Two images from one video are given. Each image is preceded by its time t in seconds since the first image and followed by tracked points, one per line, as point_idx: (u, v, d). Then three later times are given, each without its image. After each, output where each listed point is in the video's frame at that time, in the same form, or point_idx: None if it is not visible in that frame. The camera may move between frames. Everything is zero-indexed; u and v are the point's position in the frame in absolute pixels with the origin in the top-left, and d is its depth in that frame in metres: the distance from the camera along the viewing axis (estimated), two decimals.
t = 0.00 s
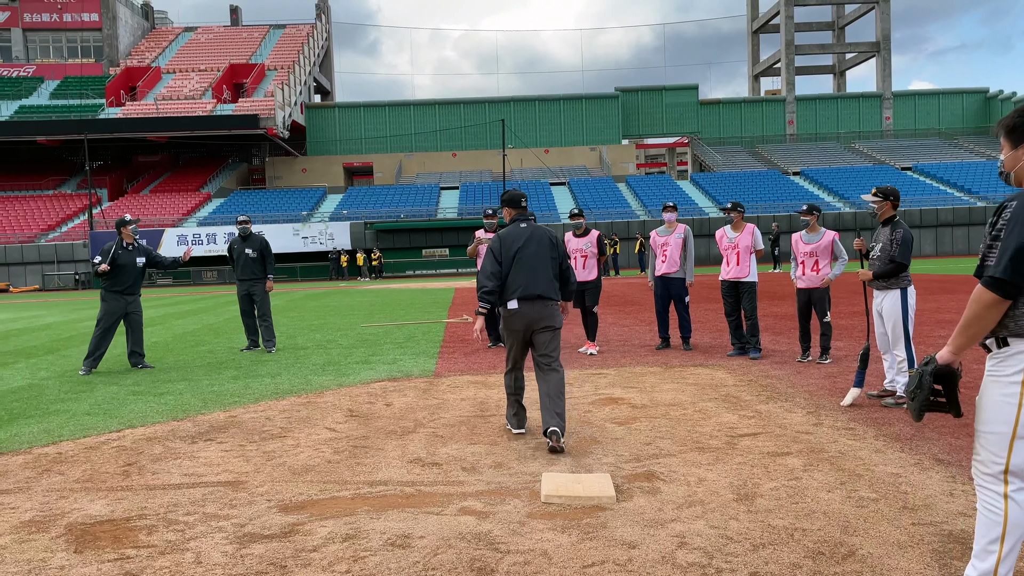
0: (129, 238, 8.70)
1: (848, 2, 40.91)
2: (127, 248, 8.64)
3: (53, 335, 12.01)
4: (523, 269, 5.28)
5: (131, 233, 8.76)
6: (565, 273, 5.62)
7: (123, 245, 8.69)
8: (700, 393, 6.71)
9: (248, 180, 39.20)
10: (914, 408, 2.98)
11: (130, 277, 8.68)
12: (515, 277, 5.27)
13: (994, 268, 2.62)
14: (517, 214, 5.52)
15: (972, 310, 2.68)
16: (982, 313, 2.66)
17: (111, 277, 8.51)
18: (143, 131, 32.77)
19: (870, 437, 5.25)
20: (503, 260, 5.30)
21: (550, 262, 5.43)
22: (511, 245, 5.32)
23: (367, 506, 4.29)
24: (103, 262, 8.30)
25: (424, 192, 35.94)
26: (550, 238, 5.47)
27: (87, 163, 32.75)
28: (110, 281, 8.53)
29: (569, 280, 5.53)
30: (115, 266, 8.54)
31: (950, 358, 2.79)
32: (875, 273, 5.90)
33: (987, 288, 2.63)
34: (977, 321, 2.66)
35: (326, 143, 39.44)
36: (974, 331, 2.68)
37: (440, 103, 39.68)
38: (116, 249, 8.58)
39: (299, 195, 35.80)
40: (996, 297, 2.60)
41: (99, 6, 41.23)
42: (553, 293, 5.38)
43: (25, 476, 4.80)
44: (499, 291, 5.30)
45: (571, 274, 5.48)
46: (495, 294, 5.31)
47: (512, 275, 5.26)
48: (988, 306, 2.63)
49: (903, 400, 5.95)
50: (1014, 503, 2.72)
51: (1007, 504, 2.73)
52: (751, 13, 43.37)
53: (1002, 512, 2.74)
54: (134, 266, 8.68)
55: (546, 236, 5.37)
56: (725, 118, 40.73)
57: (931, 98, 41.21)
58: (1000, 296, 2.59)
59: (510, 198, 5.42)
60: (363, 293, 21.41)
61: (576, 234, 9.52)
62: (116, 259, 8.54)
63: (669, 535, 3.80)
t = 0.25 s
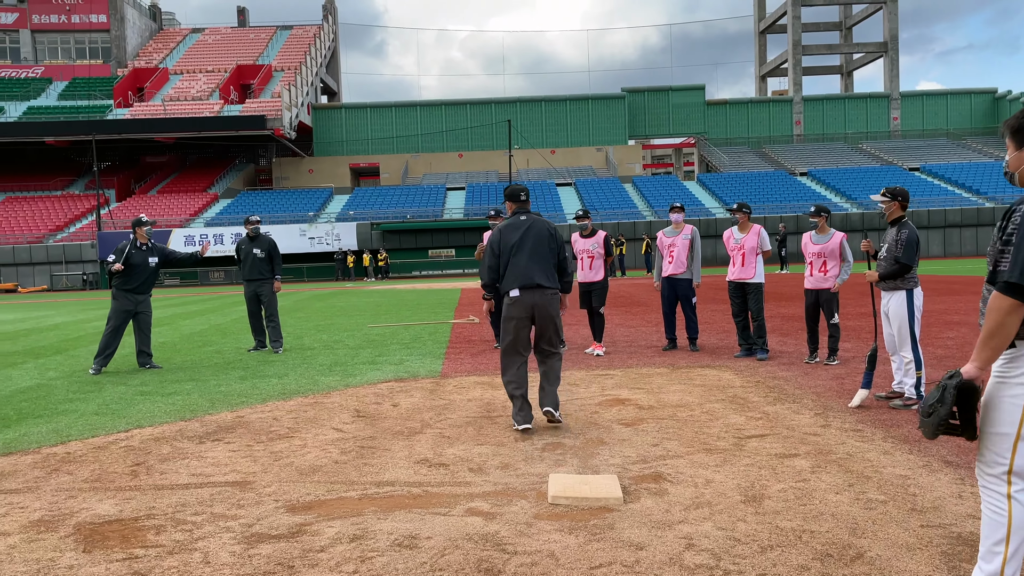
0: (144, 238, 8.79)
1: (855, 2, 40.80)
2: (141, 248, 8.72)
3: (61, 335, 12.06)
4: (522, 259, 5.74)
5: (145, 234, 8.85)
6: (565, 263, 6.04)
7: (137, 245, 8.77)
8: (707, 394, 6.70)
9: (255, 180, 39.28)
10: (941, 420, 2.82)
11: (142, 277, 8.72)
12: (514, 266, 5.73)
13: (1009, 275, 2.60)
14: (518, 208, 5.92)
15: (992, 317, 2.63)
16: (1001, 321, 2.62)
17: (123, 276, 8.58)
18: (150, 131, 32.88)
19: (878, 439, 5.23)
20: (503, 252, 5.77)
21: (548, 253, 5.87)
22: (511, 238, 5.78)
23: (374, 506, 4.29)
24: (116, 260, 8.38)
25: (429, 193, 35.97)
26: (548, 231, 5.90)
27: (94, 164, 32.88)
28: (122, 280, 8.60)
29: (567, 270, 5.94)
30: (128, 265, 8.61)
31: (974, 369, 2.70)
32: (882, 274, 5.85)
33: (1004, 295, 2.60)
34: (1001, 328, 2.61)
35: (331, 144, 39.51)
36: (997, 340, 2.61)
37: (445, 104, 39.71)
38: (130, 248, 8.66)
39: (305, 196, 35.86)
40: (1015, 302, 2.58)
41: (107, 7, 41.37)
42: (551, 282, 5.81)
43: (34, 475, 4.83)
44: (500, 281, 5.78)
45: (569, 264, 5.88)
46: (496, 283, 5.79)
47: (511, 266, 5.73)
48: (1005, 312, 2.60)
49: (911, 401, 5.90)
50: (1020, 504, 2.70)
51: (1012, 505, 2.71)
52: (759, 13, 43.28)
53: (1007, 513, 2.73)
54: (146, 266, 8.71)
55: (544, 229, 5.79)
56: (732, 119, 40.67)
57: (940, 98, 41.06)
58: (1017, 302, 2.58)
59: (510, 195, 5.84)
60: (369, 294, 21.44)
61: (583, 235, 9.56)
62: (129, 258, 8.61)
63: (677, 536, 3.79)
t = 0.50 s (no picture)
0: (147, 239, 8.82)
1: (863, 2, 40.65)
2: (144, 248, 8.75)
3: (69, 335, 12.11)
4: (527, 264, 5.87)
5: (148, 235, 8.87)
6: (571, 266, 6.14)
7: (142, 246, 8.80)
8: (713, 395, 6.68)
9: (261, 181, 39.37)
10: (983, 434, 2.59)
11: (147, 278, 8.73)
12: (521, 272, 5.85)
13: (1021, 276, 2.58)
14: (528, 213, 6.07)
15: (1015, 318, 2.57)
16: None
17: (128, 276, 8.60)
18: (158, 132, 33.03)
19: (885, 441, 5.21)
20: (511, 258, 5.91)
21: (553, 258, 5.97)
22: (518, 243, 5.93)
23: (379, 508, 4.29)
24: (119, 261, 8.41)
25: (435, 193, 36.01)
26: (555, 236, 6.00)
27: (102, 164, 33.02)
28: (127, 281, 8.62)
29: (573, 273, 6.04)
30: (132, 267, 8.63)
31: None
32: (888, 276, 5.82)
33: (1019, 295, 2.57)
34: None
35: (338, 145, 39.57)
36: None
37: (452, 104, 39.74)
38: (134, 249, 8.69)
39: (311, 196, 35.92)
40: None
41: (114, 8, 41.54)
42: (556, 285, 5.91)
43: (42, 475, 4.85)
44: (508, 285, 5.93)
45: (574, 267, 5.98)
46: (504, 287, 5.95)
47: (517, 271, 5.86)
48: None
49: (919, 403, 5.88)
50: None
51: None
52: (766, 13, 43.14)
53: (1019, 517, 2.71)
54: (149, 267, 8.72)
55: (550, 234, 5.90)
56: (739, 119, 40.58)
57: (948, 99, 40.91)
58: None
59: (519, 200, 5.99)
60: (375, 295, 21.48)
61: (590, 236, 9.56)
62: (132, 259, 8.63)
63: (683, 539, 3.78)
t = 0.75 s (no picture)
0: (138, 242, 8.84)
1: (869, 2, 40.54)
2: (136, 250, 8.76)
3: (77, 335, 12.17)
4: (536, 262, 6.16)
5: (139, 237, 8.88)
6: (580, 264, 6.39)
7: (134, 247, 8.80)
8: (719, 396, 6.66)
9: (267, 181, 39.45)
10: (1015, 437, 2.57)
11: (142, 279, 8.75)
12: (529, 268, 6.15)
13: None
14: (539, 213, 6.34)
15: None
16: None
17: (122, 279, 8.62)
18: (165, 133, 33.18)
19: (892, 442, 5.19)
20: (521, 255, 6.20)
21: (561, 255, 6.23)
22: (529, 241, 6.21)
23: (385, 508, 4.29)
24: (112, 264, 8.42)
25: (440, 194, 36.04)
26: (563, 234, 6.26)
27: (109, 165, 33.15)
28: (122, 284, 8.64)
29: (581, 271, 6.28)
30: (125, 269, 8.64)
31: None
32: (896, 276, 5.78)
33: None
34: None
35: (343, 145, 39.64)
36: None
37: (457, 105, 39.78)
38: (126, 252, 8.70)
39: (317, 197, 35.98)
40: None
41: (121, 10, 41.71)
42: (564, 282, 6.17)
43: (49, 475, 4.86)
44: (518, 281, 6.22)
45: (581, 265, 6.22)
46: (514, 283, 6.27)
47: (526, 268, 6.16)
48: None
49: (925, 404, 5.86)
50: None
51: None
52: (772, 13, 43.05)
53: None
54: (143, 269, 8.73)
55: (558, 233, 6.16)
56: (745, 120, 40.51)
57: (955, 99, 40.76)
58: None
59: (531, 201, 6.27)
60: (381, 295, 21.52)
61: (597, 236, 9.60)
62: (125, 262, 8.64)
63: (689, 540, 3.77)
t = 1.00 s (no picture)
0: (126, 242, 8.92)
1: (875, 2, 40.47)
2: (125, 250, 8.84)
3: (83, 335, 12.21)
4: (543, 263, 6.42)
5: (127, 237, 8.95)
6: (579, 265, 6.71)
7: (121, 248, 8.88)
8: (724, 396, 6.66)
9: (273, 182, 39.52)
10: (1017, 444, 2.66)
11: (132, 279, 8.83)
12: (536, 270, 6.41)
13: None
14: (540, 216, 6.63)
15: None
16: None
17: (113, 279, 8.69)
18: (172, 133, 33.29)
19: (898, 442, 5.17)
20: (527, 258, 6.44)
21: (565, 256, 6.53)
22: (534, 244, 6.47)
23: (390, 508, 4.29)
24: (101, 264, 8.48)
25: (445, 195, 36.06)
26: (566, 236, 6.58)
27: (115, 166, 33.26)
28: (113, 284, 8.70)
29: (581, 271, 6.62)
30: (114, 269, 8.73)
31: None
32: (902, 277, 5.78)
33: None
34: None
35: (347, 146, 39.70)
36: None
37: (462, 106, 39.80)
38: (114, 252, 8.78)
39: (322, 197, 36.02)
40: None
41: (128, 11, 41.85)
42: (568, 282, 6.47)
43: (55, 474, 4.88)
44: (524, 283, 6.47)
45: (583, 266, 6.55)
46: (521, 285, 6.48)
47: (534, 270, 6.41)
48: None
49: (931, 404, 5.86)
50: None
51: None
52: (777, 13, 43.01)
53: None
54: (133, 268, 8.82)
55: (562, 236, 6.43)
56: (750, 120, 40.47)
57: (961, 99, 40.66)
58: None
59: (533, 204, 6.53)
60: (386, 295, 21.55)
61: (608, 236, 9.68)
62: (115, 262, 8.72)
63: (693, 540, 3.77)
